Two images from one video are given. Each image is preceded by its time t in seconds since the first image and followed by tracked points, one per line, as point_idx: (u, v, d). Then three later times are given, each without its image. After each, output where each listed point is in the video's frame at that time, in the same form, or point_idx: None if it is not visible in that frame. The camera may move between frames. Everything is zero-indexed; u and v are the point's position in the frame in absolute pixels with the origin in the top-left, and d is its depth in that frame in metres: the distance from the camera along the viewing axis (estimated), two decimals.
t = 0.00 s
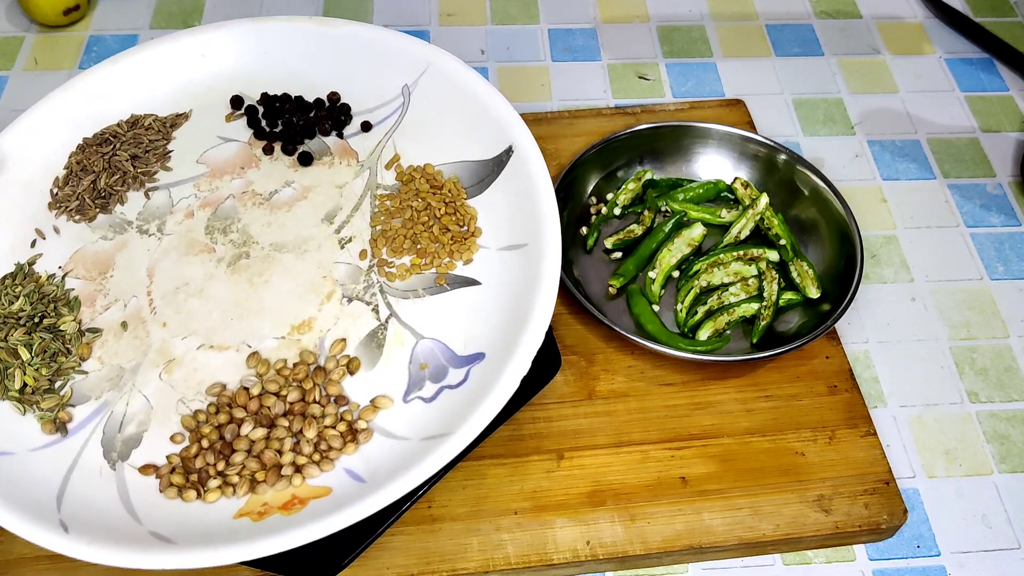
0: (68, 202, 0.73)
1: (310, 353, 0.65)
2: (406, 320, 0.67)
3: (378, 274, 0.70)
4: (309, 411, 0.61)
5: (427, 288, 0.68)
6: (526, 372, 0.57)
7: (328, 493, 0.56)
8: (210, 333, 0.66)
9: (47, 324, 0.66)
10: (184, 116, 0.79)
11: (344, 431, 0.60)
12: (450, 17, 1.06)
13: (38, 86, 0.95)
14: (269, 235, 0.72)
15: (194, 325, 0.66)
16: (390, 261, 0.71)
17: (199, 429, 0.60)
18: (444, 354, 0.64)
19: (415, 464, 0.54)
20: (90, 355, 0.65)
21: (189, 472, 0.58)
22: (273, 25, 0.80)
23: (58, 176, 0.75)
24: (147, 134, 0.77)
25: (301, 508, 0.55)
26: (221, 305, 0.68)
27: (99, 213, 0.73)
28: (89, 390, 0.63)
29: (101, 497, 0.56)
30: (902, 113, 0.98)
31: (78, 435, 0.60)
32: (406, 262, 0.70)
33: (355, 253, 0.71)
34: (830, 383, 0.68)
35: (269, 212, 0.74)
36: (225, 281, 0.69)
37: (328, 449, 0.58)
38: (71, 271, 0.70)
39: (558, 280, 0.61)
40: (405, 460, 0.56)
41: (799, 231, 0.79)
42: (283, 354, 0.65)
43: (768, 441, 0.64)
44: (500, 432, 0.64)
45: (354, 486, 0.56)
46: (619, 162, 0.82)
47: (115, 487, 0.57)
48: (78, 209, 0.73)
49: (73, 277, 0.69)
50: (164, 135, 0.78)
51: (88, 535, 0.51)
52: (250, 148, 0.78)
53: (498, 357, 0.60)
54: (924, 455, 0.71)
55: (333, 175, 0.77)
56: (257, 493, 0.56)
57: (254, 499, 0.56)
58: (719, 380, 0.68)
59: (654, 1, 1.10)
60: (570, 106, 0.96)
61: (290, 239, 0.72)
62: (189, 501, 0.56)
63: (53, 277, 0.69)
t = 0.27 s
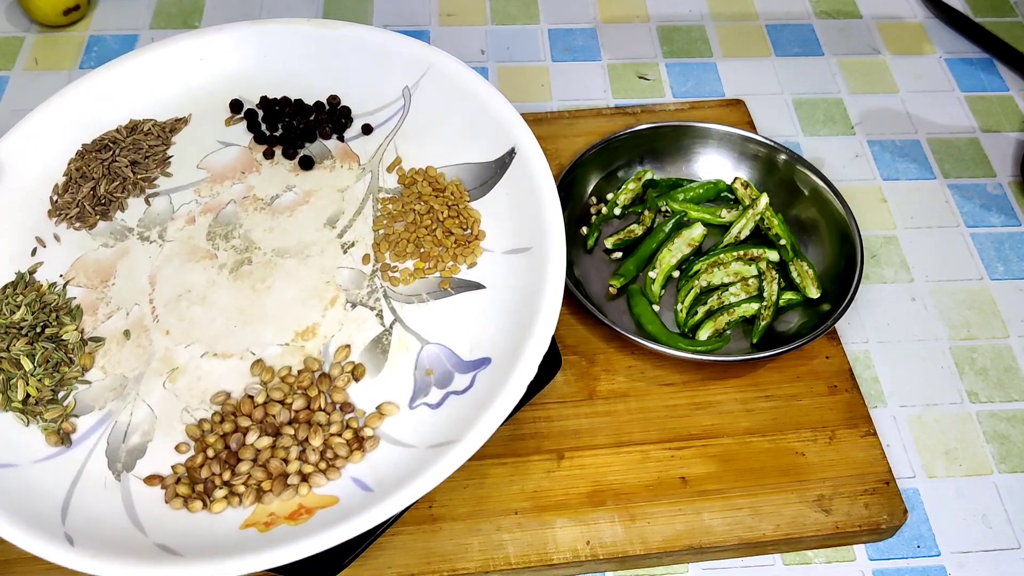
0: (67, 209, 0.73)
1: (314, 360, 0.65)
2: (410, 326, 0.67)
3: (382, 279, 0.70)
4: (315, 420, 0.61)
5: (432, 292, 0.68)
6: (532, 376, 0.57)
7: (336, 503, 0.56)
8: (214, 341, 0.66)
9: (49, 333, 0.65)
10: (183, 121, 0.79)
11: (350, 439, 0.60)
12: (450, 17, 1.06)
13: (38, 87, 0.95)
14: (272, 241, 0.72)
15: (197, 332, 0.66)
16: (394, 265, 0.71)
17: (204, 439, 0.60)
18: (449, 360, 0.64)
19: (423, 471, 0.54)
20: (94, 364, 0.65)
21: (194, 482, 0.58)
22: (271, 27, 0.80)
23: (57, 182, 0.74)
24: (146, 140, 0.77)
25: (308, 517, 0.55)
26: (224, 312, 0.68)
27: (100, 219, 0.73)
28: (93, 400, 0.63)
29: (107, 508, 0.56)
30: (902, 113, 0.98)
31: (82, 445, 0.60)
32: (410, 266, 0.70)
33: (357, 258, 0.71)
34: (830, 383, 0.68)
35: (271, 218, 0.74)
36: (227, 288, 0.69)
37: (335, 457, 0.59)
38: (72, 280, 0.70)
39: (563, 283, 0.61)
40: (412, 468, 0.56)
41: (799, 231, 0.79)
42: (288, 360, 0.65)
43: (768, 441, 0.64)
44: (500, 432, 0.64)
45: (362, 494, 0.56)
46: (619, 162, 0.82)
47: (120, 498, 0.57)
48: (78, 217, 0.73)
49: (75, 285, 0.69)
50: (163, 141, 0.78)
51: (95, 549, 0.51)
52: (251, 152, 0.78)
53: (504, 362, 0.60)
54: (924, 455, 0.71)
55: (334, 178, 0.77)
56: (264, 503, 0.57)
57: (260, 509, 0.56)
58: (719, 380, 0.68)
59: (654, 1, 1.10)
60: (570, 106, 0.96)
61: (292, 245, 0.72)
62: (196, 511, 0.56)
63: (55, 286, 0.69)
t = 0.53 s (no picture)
0: (68, 219, 0.72)
1: (321, 363, 0.65)
2: (416, 328, 0.67)
3: (385, 283, 0.70)
4: (323, 420, 0.61)
5: (435, 295, 0.69)
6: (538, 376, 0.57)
7: (347, 501, 0.56)
8: (219, 347, 0.66)
9: (54, 342, 0.65)
10: (182, 132, 0.79)
11: (359, 439, 0.60)
12: (450, 17, 1.06)
13: (38, 87, 0.95)
14: (275, 248, 0.72)
15: (202, 339, 0.66)
16: (396, 270, 0.71)
17: (213, 442, 0.60)
18: (451, 361, 0.64)
19: (429, 472, 0.54)
20: (99, 372, 0.65)
21: (205, 485, 0.58)
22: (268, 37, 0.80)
23: (57, 194, 0.74)
24: (146, 150, 0.77)
25: (321, 516, 0.55)
26: (229, 319, 0.67)
27: (101, 230, 0.73)
28: (101, 407, 0.62)
29: (120, 512, 0.56)
30: (901, 113, 0.98)
31: (90, 453, 0.60)
32: (412, 271, 0.70)
33: (360, 264, 0.71)
34: (830, 383, 0.68)
35: (273, 225, 0.73)
36: (232, 294, 0.69)
37: (344, 457, 0.59)
38: (75, 289, 0.69)
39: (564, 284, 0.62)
40: (420, 467, 0.56)
41: (799, 231, 0.79)
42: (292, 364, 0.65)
43: (768, 441, 0.64)
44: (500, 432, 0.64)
45: (373, 493, 0.56)
46: (619, 162, 0.82)
47: (131, 502, 0.57)
48: (79, 227, 0.72)
49: (78, 294, 0.69)
50: (163, 151, 0.77)
51: (109, 551, 0.51)
52: (251, 162, 0.78)
53: (509, 362, 0.60)
54: (924, 455, 0.71)
55: (335, 187, 0.77)
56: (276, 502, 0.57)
57: (272, 510, 0.56)
58: (719, 380, 0.68)
59: (654, 1, 1.10)
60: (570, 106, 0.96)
61: (295, 251, 0.72)
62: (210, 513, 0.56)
63: (58, 295, 0.69)
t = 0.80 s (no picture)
0: (66, 236, 0.72)
1: (321, 389, 0.65)
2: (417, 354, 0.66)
3: (387, 307, 0.69)
4: (323, 449, 0.61)
5: (436, 321, 0.68)
6: (540, 408, 0.57)
7: (347, 532, 0.56)
8: (219, 370, 0.65)
9: (51, 362, 0.65)
10: (182, 148, 0.79)
11: (359, 468, 0.60)
12: (450, 17, 1.05)
13: (37, 87, 0.95)
14: (276, 270, 0.72)
15: (202, 362, 0.66)
16: (398, 294, 0.70)
17: (212, 468, 0.60)
18: (453, 388, 0.64)
19: (433, 503, 0.54)
20: (97, 394, 0.64)
21: (203, 512, 0.58)
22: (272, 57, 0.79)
23: (55, 210, 0.74)
24: (145, 167, 0.76)
25: (320, 547, 0.55)
26: (228, 340, 0.67)
27: (99, 247, 0.72)
28: (98, 429, 0.62)
29: (115, 540, 0.56)
30: (902, 113, 0.98)
31: (86, 477, 0.60)
32: (414, 296, 0.70)
33: (361, 287, 0.71)
34: (830, 383, 0.68)
35: (274, 246, 0.73)
36: (232, 316, 0.69)
37: (344, 486, 0.59)
38: (71, 308, 0.69)
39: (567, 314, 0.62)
40: (423, 498, 0.56)
41: (799, 231, 0.79)
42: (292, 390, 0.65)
43: (768, 441, 0.64)
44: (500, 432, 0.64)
45: (373, 524, 0.56)
46: (619, 162, 0.82)
47: (126, 529, 0.57)
48: (77, 244, 0.72)
49: (75, 313, 0.69)
50: (162, 168, 0.77)
51: None
52: (251, 180, 0.78)
53: (512, 394, 0.60)
54: (923, 455, 0.71)
55: (337, 209, 0.76)
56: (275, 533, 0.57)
57: (271, 539, 0.56)
58: (719, 380, 0.68)
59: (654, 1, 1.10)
60: (570, 106, 0.96)
61: (296, 273, 0.71)
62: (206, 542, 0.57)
63: (54, 314, 0.68)
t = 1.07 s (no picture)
0: (60, 242, 0.72)
1: (317, 395, 0.64)
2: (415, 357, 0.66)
3: (382, 311, 0.69)
4: (320, 454, 0.61)
5: (433, 324, 0.68)
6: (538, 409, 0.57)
7: (344, 538, 0.56)
8: (214, 376, 0.65)
9: (46, 370, 0.65)
10: (177, 153, 0.79)
11: (356, 474, 0.60)
12: (450, 17, 1.05)
13: (37, 86, 0.95)
14: (273, 276, 0.71)
15: (197, 369, 0.66)
16: (394, 298, 0.70)
17: (208, 475, 0.60)
18: (449, 393, 0.64)
19: (431, 507, 0.54)
20: (92, 401, 0.64)
21: (200, 519, 0.58)
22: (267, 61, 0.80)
23: (49, 216, 0.74)
24: (140, 172, 0.76)
25: (317, 553, 0.55)
26: (224, 346, 0.67)
27: (94, 253, 0.72)
28: (93, 437, 0.62)
29: (111, 548, 0.56)
30: (902, 113, 0.98)
31: (81, 485, 0.59)
32: (410, 299, 0.70)
33: (357, 291, 0.71)
34: (830, 383, 0.68)
35: (269, 251, 0.73)
36: (227, 322, 0.68)
37: (341, 492, 0.59)
38: (67, 314, 0.69)
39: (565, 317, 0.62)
40: (419, 503, 0.56)
41: (798, 231, 0.79)
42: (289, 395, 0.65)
43: (768, 441, 0.64)
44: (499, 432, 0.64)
45: (370, 529, 0.56)
46: (619, 162, 0.82)
47: (122, 538, 0.57)
48: (71, 250, 0.72)
49: (70, 320, 0.68)
50: (157, 173, 0.77)
51: None
52: (246, 185, 0.78)
53: (509, 396, 0.60)
54: (923, 455, 0.71)
55: (332, 212, 0.76)
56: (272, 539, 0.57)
57: (268, 546, 0.56)
58: (719, 380, 0.68)
59: (654, 1, 1.10)
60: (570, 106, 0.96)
61: (292, 278, 0.71)
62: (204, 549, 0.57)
63: (49, 321, 0.68)
